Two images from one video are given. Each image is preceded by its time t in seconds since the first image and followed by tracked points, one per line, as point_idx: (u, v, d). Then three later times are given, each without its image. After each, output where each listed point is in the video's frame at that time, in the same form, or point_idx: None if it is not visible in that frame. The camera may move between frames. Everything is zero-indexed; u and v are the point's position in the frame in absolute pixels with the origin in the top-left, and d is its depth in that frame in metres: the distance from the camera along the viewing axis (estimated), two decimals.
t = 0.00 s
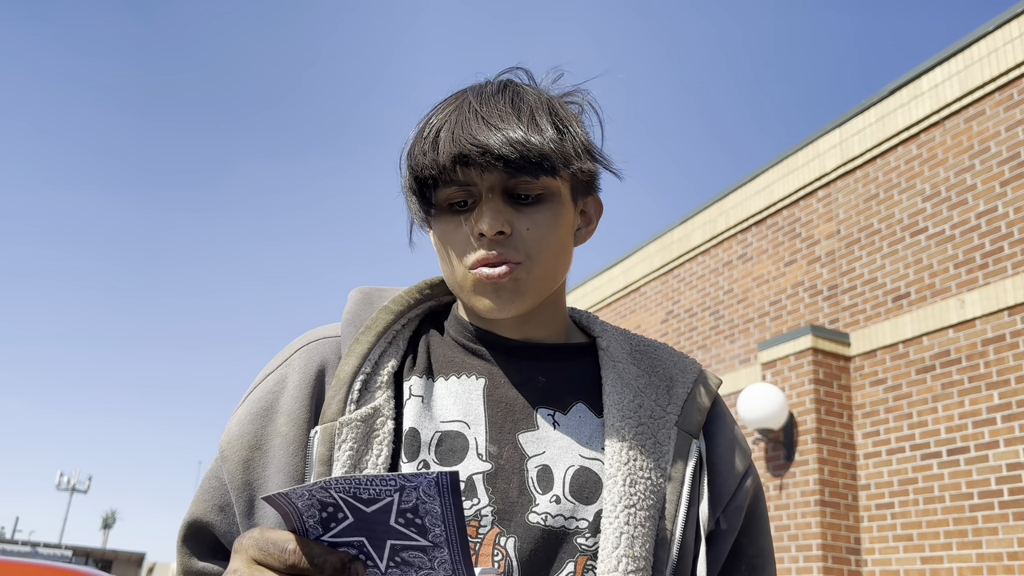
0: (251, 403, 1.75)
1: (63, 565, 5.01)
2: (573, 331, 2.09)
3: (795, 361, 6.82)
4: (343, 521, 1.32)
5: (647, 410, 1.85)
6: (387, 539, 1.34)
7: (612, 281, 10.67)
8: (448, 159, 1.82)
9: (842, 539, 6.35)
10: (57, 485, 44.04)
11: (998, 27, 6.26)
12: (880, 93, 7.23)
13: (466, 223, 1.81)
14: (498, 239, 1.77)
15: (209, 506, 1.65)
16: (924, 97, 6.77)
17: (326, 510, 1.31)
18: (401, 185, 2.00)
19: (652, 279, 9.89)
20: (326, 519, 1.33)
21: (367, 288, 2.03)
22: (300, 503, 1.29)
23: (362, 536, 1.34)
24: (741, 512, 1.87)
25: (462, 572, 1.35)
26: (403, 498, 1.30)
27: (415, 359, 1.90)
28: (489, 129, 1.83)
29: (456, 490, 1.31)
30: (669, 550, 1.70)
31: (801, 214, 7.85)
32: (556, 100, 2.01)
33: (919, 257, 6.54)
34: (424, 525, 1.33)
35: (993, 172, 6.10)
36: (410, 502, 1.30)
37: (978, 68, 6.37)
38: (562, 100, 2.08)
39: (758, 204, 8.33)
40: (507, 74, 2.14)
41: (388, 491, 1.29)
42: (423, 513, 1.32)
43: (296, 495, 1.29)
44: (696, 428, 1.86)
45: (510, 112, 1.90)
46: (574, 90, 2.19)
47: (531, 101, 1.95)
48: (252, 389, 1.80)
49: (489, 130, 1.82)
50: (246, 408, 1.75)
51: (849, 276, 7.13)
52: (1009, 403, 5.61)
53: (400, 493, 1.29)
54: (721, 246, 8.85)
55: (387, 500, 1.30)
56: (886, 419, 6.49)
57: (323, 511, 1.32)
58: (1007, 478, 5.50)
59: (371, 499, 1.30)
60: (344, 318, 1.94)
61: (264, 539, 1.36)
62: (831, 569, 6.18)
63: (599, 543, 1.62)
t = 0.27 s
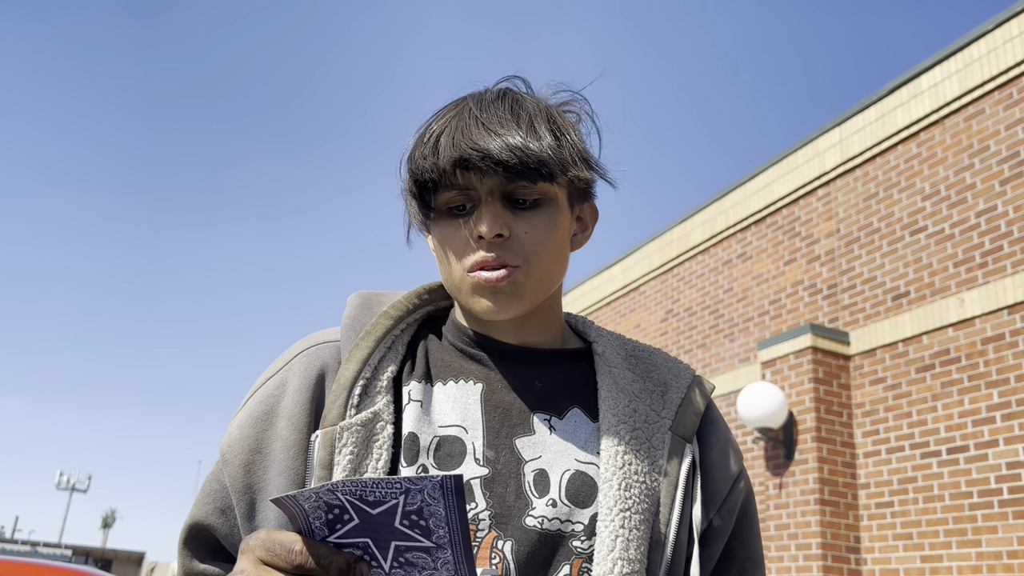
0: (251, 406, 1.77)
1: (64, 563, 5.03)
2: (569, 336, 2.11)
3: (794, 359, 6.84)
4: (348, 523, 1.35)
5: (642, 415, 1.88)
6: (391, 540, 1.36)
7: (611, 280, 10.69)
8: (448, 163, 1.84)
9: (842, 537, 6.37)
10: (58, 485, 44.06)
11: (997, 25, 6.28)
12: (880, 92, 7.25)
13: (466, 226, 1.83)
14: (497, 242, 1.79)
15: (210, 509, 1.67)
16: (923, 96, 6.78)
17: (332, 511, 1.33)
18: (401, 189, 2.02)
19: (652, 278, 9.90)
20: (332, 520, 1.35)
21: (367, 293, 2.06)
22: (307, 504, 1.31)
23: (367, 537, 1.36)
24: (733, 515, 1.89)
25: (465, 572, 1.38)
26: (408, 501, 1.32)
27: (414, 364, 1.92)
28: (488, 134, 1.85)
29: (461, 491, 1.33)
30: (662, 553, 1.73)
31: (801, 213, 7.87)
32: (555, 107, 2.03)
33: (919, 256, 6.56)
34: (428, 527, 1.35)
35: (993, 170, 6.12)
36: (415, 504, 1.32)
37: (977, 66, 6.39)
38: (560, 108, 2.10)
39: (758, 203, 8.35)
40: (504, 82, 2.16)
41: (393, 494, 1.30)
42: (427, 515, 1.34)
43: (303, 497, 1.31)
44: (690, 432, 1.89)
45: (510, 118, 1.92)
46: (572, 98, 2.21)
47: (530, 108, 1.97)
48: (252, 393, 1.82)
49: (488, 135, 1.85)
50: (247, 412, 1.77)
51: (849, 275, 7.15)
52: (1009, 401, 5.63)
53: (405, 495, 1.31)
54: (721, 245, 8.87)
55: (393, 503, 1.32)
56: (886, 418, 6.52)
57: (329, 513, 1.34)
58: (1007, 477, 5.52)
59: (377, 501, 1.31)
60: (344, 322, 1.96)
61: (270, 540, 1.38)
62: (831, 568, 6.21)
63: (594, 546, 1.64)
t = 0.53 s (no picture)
0: (253, 409, 1.78)
1: (65, 561, 5.03)
2: (571, 338, 2.12)
3: (794, 358, 6.85)
4: (352, 529, 1.35)
5: (643, 417, 1.88)
6: (394, 546, 1.36)
7: (611, 279, 10.69)
8: (450, 165, 1.85)
9: (841, 536, 6.38)
10: (57, 484, 44.06)
11: (996, 24, 6.29)
12: (879, 90, 7.25)
13: (467, 227, 1.83)
14: (498, 242, 1.80)
15: (212, 512, 1.68)
16: (922, 94, 6.79)
17: (335, 518, 1.34)
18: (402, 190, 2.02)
19: (652, 276, 9.91)
20: (335, 527, 1.35)
21: (368, 294, 2.06)
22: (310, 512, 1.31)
23: (370, 543, 1.37)
24: (733, 517, 1.90)
25: None
26: (412, 508, 1.33)
27: (416, 367, 1.93)
28: (489, 135, 1.85)
29: (465, 498, 1.33)
30: (664, 556, 1.73)
31: (800, 212, 7.87)
32: (555, 109, 2.04)
33: (918, 255, 6.57)
34: (432, 533, 1.35)
35: (992, 169, 6.13)
36: (418, 511, 1.33)
37: (976, 65, 6.39)
38: (561, 109, 2.11)
39: (758, 201, 8.36)
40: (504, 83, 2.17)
41: (397, 501, 1.32)
42: (430, 522, 1.34)
43: (306, 505, 1.32)
44: (692, 435, 1.89)
45: (510, 119, 1.93)
46: (571, 99, 2.22)
47: (531, 109, 1.98)
48: (255, 395, 1.83)
49: (489, 136, 1.85)
50: (249, 414, 1.77)
51: (848, 274, 7.16)
52: (1008, 400, 5.64)
53: (408, 502, 1.32)
54: (720, 244, 8.87)
55: (396, 510, 1.33)
56: (885, 416, 6.53)
57: (332, 519, 1.35)
58: (1006, 475, 5.53)
59: (381, 508, 1.32)
60: (346, 324, 1.96)
61: (274, 546, 1.39)
62: (830, 566, 6.22)
63: (596, 548, 1.65)
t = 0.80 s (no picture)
0: (255, 406, 1.76)
1: (63, 561, 5.02)
2: (576, 336, 2.11)
3: (793, 357, 6.84)
4: (358, 533, 1.34)
5: (649, 417, 1.87)
6: (402, 550, 1.35)
7: (610, 278, 10.68)
8: (458, 158, 1.83)
9: (841, 534, 6.38)
10: (57, 483, 44.04)
11: (996, 22, 6.27)
12: (879, 89, 7.24)
13: (475, 222, 1.82)
14: (507, 238, 1.79)
15: (213, 511, 1.67)
16: (922, 93, 6.78)
17: (340, 522, 1.33)
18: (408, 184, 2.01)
19: (651, 275, 9.90)
20: (341, 531, 1.34)
21: (370, 289, 2.05)
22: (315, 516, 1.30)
23: (377, 547, 1.36)
24: (738, 518, 1.90)
25: None
26: (419, 511, 1.31)
27: (420, 364, 1.91)
28: (499, 129, 1.84)
29: (473, 500, 1.32)
30: (669, 557, 1.72)
31: (800, 210, 7.86)
32: (565, 103, 2.03)
33: (918, 254, 6.56)
34: (440, 536, 1.34)
35: (991, 168, 6.11)
36: (426, 515, 1.32)
37: (976, 63, 6.38)
38: (571, 104, 2.10)
39: (757, 200, 8.34)
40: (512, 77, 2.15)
41: (404, 505, 1.30)
42: (438, 525, 1.33)
43: (311, 509, 1.31)
44: (698, 436, 1.88)
45: (520, 113, 1.91)
46: (579, 94, 2.20)
47: (541, 104, 1.97)
48: (256, 391, 1.81)
49: (499, 130, 1.84)
50: (250, 411, 1.76)
51: (847, 273, 7.15)
52: (1007, 399, 5.63)
53: (416, 506, 1.30)
54: (720, 243, 8.86)
55: (403, 513, 1.31)
56: (884, 415, 6.52)
57: (337, 523, 1.34)
58: (1005, 473, 5.52)
59: (387, 512, 1.31)
60: (349, 319, 1.95)
61: (279, 549, 1.38)
62: (829, 565, 6.21)
63: (602, 550, 1.63)
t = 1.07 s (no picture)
0: (254, 401, 1.77)
1: (64, 561, 5.03)
2: (578, 334, 2.11)
3: (792, 356, 6.85)
4: (364, 523, 1.34)
5: (653, 415, 1.88)
6: (411, 539, 1.35)
7: (609, 277, 10.69)
8: (464, 151, 1.84)
9: (840, 533, 6.39)
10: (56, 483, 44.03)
11: (994, 20, 6.28)
12: (877, 88, 7.25)
13: (480, 216, 1.82)
14: (512, 232, 1.79)
15: (211, 508, 1.67)
16: (920, 91, 6.78)
17: (347, 512, 1.33)
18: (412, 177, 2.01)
19: (650, 274, 9.91)
20: (347, 521, 1.34)
21: (370, 285, 2.05)
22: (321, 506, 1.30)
23: (384, 537, 1.36)
24: (738, 519, 1.92)
25: (487, 569, 1.39)
26: (428, 498, 1.31)
27: (421, 361, 1.92)
28: (506, 122, 1.85)
29: (483, 486, 1.33)
30: (673, 556, 1.73)
31: (799, 209, 7.87)
32: (571, 98, 2.03)
33: (916, 252, 6.57)
34: (449, 525, 1.34)
35: (989, 166, 6.12)
36: (435, 502, 1.32)
37: (974, 62, 6.39)
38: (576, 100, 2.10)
39: (756, 199, 8.35)
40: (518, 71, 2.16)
41: (412, 493, 1.30)
42: (448, 513, 1.33)
43: (316, 499, 1.31)
44: (701, 435, 1.89)
45: (527, 107, 1.92)
46: (585, 91, 2.21)
47: (547, 98, 1.97)
48: (255, 386, 1.82)
49: (506, 124, 1.85)
50: (249, 407, 1.76)
51: (846, 271, 7.16)
52: (1006, 397, 5.64)
53: (424, 493, 1.30)
54: (719, 241, 8.87)
55: (412, 501, 1.31)
56: (883, 413, 6.52)
57: (344, 513, 1.34)
58: (1004, 471, 5.53)
59: (395, 500, 1.30)
60: (349, 315, 1.95)
61: (284, 541, 1.39)
62: (828, 563, 6.22)
63: (607, 548, 1.64)
